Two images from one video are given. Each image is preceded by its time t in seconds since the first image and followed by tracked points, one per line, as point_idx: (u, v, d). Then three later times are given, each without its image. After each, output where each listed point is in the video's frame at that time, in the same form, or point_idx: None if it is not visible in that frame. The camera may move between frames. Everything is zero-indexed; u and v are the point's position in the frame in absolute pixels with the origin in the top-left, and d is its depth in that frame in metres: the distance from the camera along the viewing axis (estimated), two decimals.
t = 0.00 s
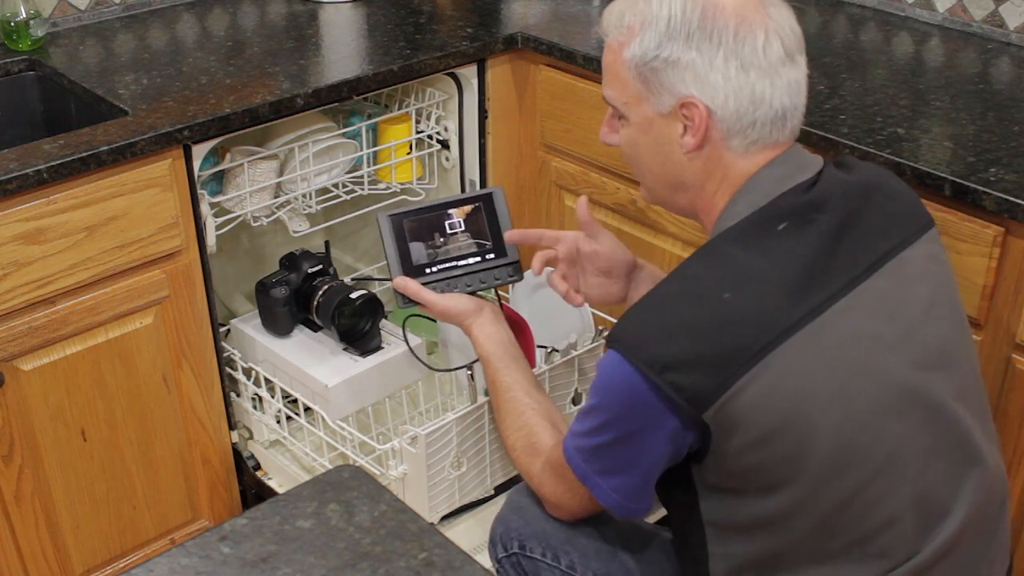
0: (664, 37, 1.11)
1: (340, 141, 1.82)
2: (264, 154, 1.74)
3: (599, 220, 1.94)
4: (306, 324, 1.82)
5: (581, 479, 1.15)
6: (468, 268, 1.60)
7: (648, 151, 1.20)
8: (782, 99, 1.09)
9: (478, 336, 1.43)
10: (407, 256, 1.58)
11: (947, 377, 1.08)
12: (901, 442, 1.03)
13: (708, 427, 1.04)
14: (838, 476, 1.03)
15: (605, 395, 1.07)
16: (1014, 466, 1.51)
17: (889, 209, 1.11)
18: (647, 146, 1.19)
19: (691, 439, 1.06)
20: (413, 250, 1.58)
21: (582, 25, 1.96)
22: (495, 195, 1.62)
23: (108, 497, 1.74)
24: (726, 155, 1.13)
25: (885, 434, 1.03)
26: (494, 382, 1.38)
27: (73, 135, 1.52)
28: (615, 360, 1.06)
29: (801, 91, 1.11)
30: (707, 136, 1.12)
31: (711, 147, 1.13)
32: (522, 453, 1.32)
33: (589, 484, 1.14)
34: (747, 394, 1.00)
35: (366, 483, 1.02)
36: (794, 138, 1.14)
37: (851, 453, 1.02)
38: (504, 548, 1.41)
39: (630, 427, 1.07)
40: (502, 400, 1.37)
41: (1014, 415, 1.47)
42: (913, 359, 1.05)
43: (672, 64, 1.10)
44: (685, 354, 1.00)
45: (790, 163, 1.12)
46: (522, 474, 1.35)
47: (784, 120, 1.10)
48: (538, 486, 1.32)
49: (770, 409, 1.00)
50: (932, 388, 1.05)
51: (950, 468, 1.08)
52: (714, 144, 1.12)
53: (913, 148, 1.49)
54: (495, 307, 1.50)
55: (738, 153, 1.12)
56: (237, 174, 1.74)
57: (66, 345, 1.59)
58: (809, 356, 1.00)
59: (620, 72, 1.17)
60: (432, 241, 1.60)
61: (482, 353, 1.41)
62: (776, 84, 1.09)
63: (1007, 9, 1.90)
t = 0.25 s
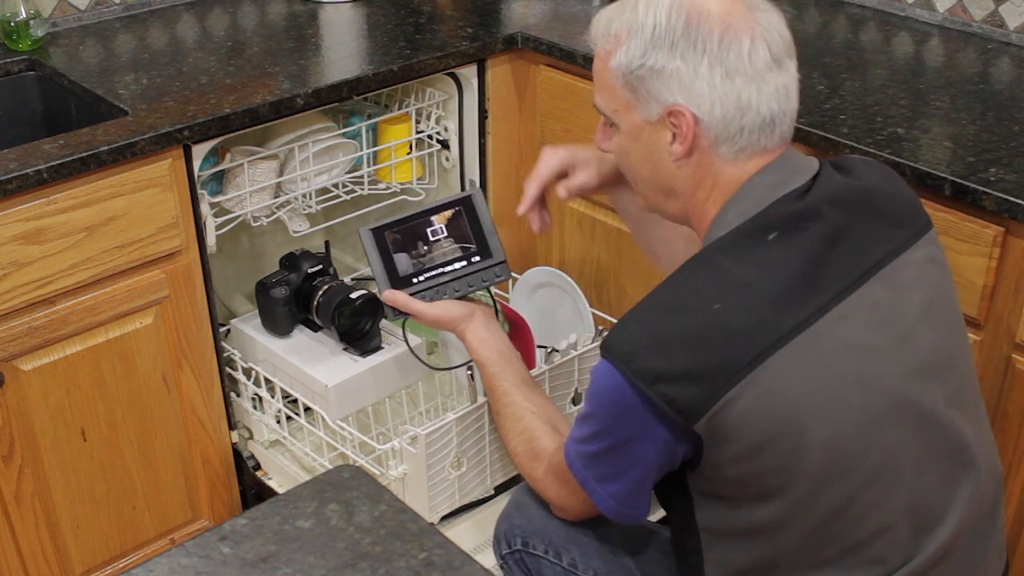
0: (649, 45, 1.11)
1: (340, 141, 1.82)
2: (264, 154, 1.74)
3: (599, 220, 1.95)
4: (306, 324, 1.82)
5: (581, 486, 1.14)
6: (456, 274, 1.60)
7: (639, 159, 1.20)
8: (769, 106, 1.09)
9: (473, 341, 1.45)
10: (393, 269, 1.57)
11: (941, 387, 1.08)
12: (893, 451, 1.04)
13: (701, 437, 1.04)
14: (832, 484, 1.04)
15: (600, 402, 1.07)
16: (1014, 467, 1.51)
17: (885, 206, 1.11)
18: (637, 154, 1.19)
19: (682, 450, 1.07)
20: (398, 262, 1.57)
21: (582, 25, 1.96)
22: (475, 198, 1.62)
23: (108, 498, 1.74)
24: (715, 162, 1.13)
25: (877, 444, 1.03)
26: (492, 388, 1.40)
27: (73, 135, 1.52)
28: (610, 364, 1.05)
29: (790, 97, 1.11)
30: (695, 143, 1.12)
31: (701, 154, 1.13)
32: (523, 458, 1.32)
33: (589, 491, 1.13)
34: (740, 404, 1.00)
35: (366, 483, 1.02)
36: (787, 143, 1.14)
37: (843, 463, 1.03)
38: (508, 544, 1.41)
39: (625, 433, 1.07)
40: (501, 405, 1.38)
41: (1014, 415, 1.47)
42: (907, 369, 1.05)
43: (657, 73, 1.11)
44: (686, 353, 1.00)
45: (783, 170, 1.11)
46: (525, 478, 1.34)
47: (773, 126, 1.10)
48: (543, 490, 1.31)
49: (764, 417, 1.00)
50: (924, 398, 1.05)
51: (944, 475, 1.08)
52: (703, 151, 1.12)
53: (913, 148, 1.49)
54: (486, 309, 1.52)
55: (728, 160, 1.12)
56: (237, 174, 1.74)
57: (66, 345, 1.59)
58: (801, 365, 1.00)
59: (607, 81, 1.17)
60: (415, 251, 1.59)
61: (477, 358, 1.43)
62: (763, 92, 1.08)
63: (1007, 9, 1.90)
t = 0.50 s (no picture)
0: (651, 39, 1.12)
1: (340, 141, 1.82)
2: (264, 154, 1.74)
3: (598, 220, 1.94)
4: (306, 324, 1.82)
5: (582, 486, 1.14)
6: (454, 273, 1.59)
7: (641, 153, 1.20)
8: (771, 101, 1.08)
9: (470, 342, 1.47)
10: (392, 264, 1.56)
11: (937, 381, 1.08)
12: (891, 448, 1.04)
13: (701, 435, 1.04)
14: (831, 482, 1.04)
15: (600, 400, 1.07)
16: (1013, 467, 1.51)
17: (885, 206, 1.11)
18: (640, 148, 1.19)
19: (683, 447, 1.07)
20: (398, 257, 1.57)
21: (582, 25, 1.96)
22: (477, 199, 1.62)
23: (108, 498, 1.74)
24: (715, 157, 1.13)
25: (876, 440, 1.03)
26: (488, 389, 1.41)
27: (73, 135, 1.52)
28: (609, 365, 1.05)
29: (793, 93, 1.10)
30: (696, 138, 1.12)
31: (701, 149, 1.13)
32: (523, 460, 1.33)
33: (589, 491, 1.14)
34: (741, 401, 1.00)
35: (366, 483, 1.01)
36: (787, 139, 1.14)
37: (842, 460, 1.03)
38: (505, 545, 1.41)
39: (624, 433, 1.07)
40: (498, 407, 1.39)
41: (1014, 416, 1.47)
42: (904, 364, 1.05)
43: (659, 66, 1.11)
44: (685, 354, 1.00)
45: (784, 164, 1.11)
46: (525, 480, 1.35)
47: (774, 121, 1.10)
48: (543, 492, 1.32)
49: (765, 414, 1.00)
50: (921, 393, 1.05)
51: (939, 467, 1.09)
52: (703, 146, 1.12)
53: (913, 148, 1.49)
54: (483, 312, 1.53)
55: (729, 155, 1.12)
56: (237, 174, 1.74)
57: (66, 345, 1.59)
58: (800, 362, 1.00)
59: (610, 74, 1.18)
60: (415, 247, 1.59)
61: (473, 360, 1.45)
62: (765, 86, 1.08)
63: (1007, 9, 1.90)
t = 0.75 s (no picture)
0: (635, 47, 1.11)
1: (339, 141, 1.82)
2: (264, 154, 1.74)
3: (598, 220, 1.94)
4: (306, 324, 1.82)
5: (584, 490, 1.14)
6: (451, 279, 1.59)
7: (627, 162, 1.19)
8: (755, 105, 1.09)
9: (467, 348, 1.47)
10: (389, 272, 1.57)
11: (932, 374, 1.08)
12: (890, 443, 1.04)
13: (701, 439, 1.04)
14: (830, 480, 1.04)
15: (599, 406, 1.06)
16: (1012, 467, 1.51)
17: (878, 208, 1.12)
18: (625, 158, 1.18)
19: (683, 449, 1.07)
20: (394, 265, 1.57)
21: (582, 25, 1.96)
22: (472, 205, 1.61)
23: (108, 498, 1.74)
24: (702, 162, 1.12)
25: (873, 436, 1.03)
26: (488, 394, 1.41)
27: (74, 135, 1.52)
28: (608, 370, 1.05)
29: (775, 98, 1.11)
30: (683, 145, 1.12)
31: (688, 155, 1.12)
32: (524, 464, 1.33)
33: (591, 495, 1.14)
34: (739, 401, 1.00)
35: (366, 482, 1.02)
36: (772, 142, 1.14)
37: (842, 456, 1.03)
38: (506, 551, 1.41)
39: (625, 438, 1.07)
40: (498, 413, 1.39)
41: (1014, 416, 1.47)
42: (899, 359, 1.05)
43: (644, 74, 1.10)
44: (684, 353, 1.00)
45: (770, 165, 1.11)
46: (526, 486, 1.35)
47: (759, 126, 1.10)
48: (546, 497, 1.32)
49: (764, 414, 1.00)
50: (917, 386, 1.05)
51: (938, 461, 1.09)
52: (690, 152, 1.12)
53: (912, 148, 1.49)
54: (480, 318, 1.53)
55: (716, 160, 1.12)
56: (237, 174, 1.74)
57: (66, 345, 1.59)
58: (796, 358, 1.00)
59: (593, 84, 1.17)
60: (412, 254, 1.58)
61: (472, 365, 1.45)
62: (749, 91, 1.09)
63: (1007, 9, 1.90)
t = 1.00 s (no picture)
0: (629, 49, 1.11)
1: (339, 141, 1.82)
2: (264, 154, 1.74)
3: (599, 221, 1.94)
4: (306, 324, 1.82)
5: (585, 489, 1.14)
6: (447, 285, 1.58)
7: (624, 164, 1.19)
8: (749, 101, 1.10)
9: (464, 354, 1.47)
10: (385, 278, 1.56)
11: (929, 366, 1.08)
12: (888, 433, 1.04)
13: (702, 431, 1.03)
14: (829, 477, 1.04)
15: (600, 402, 1.07)
16: (1012, 467, 1.51)
17: (877, 207, 1.12)
18: (623, 159, 1.18)
19: (684, 442, 1.07)
20: (390, 271, 1.56)
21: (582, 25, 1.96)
22: (468, 211, 1.61)
23: (108, 498, 1.74)
24: (700, 159, 1.13)
25: (872, 427, 1.03)
26: (486, 401, 1.41)
27: (74, 135, 1.52)
28: (609, 366, 1.06)
29: (768, 94, 1.12)
30: (680, 143, 1.12)
31: (686, 153, 1.12)
32: (523, 467, 1.33)
33: (592, 493, 1.14)
34: (738, 392, 1.00)
35: (366, 483, 1.02)
36: (767, 138, 1.15)
37: (841, 448, 1.02)
38: (504, 557, 1.40)
39: (624, 432, 1.07)
40: (496, 416, 1.39)
41: (1014, 415, 1.47)
42: (895, 351, 1.05)
43: (640, 74, 1.11)
44: (683, 353, 1.00)
45: (766, 159, 1.11)
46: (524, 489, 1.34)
47: (753, 121, 1.11)
48: (544, 499, 1.32)
49: (764, 415, 1.00)
50: (914, 377, 1.06)
51: (936, 452, 1.09)
52: (687, 150, 1.12)
53: (913, 148, 1.49)
54: (474, 322, 1.53)
55: (712, 156, 1.12)
56: (237, 175, 1.74)
57: (66, 345, 1.59)
58: (794, 350, 1.00)
59: (588, 87, 1.17)
60: (407, 261, 1.58)
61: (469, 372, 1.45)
62: (744, 87, 1.09)
63: (1007, 10, 1.90)
